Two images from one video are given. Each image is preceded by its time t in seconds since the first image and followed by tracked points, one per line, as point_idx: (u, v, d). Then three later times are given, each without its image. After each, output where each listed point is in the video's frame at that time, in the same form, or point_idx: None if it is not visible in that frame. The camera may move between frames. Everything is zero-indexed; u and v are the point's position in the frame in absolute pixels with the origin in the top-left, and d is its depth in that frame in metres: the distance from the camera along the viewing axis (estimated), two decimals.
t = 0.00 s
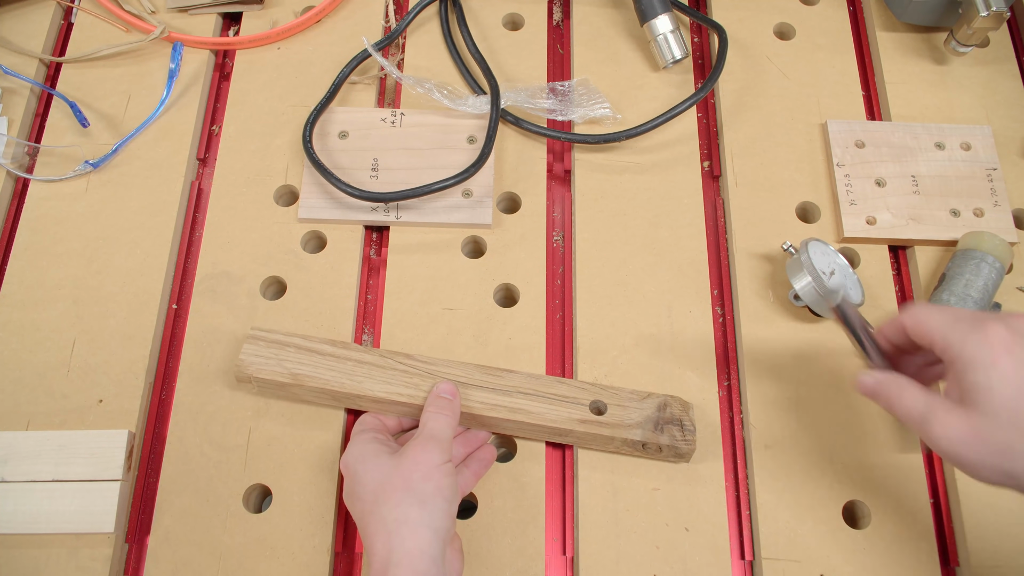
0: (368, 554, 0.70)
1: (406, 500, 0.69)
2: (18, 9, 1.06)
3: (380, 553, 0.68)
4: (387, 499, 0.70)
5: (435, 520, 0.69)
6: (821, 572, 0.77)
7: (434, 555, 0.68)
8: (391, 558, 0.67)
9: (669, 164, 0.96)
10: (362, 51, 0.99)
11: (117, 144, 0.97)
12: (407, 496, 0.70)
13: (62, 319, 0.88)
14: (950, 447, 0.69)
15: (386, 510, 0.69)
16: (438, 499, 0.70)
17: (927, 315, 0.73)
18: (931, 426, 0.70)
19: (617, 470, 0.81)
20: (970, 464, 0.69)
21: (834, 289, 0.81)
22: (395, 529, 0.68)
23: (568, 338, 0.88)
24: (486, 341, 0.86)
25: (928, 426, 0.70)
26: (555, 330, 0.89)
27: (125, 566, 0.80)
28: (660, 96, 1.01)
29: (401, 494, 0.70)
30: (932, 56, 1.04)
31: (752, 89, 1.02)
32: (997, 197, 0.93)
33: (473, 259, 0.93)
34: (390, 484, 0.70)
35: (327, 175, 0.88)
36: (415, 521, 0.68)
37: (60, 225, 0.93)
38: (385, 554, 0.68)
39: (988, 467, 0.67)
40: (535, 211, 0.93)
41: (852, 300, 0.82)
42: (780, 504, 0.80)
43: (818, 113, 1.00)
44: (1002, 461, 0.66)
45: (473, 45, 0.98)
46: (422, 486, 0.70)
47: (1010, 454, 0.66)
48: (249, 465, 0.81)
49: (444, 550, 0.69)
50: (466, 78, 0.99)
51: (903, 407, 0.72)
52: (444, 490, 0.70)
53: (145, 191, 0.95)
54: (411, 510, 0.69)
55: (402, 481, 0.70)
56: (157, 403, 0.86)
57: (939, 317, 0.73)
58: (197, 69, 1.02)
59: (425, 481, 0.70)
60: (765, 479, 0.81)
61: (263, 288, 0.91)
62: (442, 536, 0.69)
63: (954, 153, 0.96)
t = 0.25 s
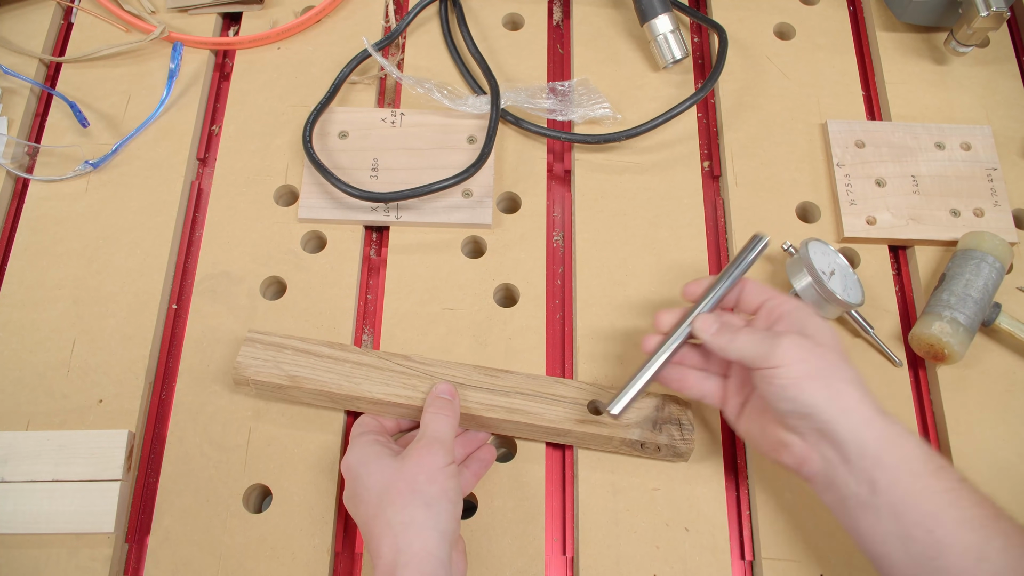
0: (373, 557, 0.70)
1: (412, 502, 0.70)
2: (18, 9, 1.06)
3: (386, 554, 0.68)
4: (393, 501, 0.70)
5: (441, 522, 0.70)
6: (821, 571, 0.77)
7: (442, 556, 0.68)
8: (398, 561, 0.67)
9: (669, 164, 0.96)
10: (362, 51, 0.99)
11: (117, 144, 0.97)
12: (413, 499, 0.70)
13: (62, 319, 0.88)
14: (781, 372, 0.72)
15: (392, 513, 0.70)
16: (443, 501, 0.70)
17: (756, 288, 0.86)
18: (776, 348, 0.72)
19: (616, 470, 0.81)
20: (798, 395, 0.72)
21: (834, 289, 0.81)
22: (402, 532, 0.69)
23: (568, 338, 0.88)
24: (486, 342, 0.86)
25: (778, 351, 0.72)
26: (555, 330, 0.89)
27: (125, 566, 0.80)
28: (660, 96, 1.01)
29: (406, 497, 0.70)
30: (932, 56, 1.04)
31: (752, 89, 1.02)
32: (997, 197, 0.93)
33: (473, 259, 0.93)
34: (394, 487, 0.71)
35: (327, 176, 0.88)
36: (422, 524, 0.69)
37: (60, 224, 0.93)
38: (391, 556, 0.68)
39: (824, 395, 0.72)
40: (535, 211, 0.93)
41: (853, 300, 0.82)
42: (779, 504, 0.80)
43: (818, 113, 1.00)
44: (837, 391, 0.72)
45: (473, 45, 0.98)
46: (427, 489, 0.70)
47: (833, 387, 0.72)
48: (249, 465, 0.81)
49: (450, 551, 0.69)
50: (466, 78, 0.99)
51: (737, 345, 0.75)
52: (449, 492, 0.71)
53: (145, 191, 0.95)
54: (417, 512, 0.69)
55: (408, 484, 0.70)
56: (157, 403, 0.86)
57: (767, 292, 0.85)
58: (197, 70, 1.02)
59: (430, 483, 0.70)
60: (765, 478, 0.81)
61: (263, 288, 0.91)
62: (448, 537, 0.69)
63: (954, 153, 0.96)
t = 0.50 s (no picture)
0: (364, 557, 0.70)
1: (402, 503, 0.70)
2: (18, 9, 1.06)
3: (375, 554, 0.68)
4: (382, 502, 0.70)
5: (431, 523, 0.70)
6: (820, 572, 0.77)
7: (431, 556, 0.68)
8: (388, 562, 0.68)
9: (669, 164, 0.96)
10: (362, 51, 0.99)
11: (117, 144, 0.97)
12: (403, 499, 0.70)
13: (62, 318, 0.88)
14: (745, 378, 0.71)
15: (382, 513, 0.70)
16: (433, 501, 0.70)
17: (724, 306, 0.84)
18: (741, 353, 0.72)
19: (615, 470, 0.81)
20: (761, 399, 0.71)
21: (834, 289, 0.81)
22: (392, 533, 0.69)
23: (568, 339, 0.88)
24: (486, 341, 0.86)
25: (742, 356, 0.72)
26: (555, 330, 0.89)
27: (125, 566, 0.80)
28: (660, 97, 1.01)
29: (397, 497, 0.70)
30: (932, 56, 1.04)
31: (752, 89, 1.02)
32: (997, 197, 0.93)
33: (473, 259, 0.93)
34: (383, 488, 0.70)
35: (327, 176, 0.88)
36: (410, 525, 0.69)
37: (60, 225, 0.93)
38: (380, 557, 0.68)
39: (787, 400, 0.71)
40: (535, 211, 0.93)
41: (852, 300, 0.82)
42: (779, 504, 0.80)
43: (818, 113, 1.00)
44: (798, 395, 0.71)
45: (473, 45, 0.98)
46: (418, 489, 0.70)
47: (796, 391, 0.71)
48: (249, 465, 0.81)
49: (440, 551, 0.69)
50: (466, 78, 0.99)
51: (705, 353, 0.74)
52: (439, 491, 0.71)
53: (145, 191, 0.95)
54: (406, 513, 0.69)
55: (397, 485, 0.70)
56: (157, 403, 0.86)
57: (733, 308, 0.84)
58: (197, 70, 1.02)
59: (420, 484, 0.70)
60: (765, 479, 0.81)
61: (263, 288, 0.91)
62: (438, 537, 0.70)
63: (954, 153, 0.96)
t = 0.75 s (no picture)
0: (359, 561, 0.71)
1: (391, 509, 0.70)
2: (18, 9, 1.06)
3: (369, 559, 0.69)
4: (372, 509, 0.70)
5: (422, 527, 0.70)
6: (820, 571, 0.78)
7: (422, 560, 0.69)
8: (381, 567, 0.68)
9: (669, 164, 0.96)
10: (362, 51, 0.99)
11: (117, 144, 0.97)
12: (392, 505, 0.70)
13: (63, 318, 0.88)
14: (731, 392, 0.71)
15: (372, 519, 0.70)
16: (423, 506, 0.70)
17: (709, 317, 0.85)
18: (727, 365, 0.72)
19: (615, 470, 0.81)
20: (747, 412, 0.71)
21: (834, 289, 0.81)
22: (383, 538, 0.69)
23: (568, 338, 0.88)
24: (486, 342, 0.86)
25: (728, 368, 0.72)
26: (555, 330, 0.89)
27: (125, 566, 0.80)
28: (660, 97, 1.01)
29: (386, 503, 0.70)
30: (932, 56, 1.04)
31: (752, 89, 1.02)
32: (997, 198, 0.93)
33: (473, 259, 0.93)
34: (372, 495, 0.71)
35: (327, 176, 0.88)
36: (400, 531, 0.69)
37: (60, 225, 0.93)
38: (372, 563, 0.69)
39: (771, 414, 0.71)
40: (535, 211, 0.93)
41: (852, 300, 0.82)
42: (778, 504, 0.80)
43: (818, 113, 1.00)
44: (783, 409, 0.71)
45: (473, 45, 0.98)
46: (406, 495, 0.70)
47: (780, 405, 0.71)
48: (249, 465, 0.81)
49: (433, 555, 0.70)
50: (466, 79, 0.99)
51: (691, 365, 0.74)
52: (428, 496, 0.71)
53: (145, 191, 0.95)
54: (395, 519, 0.69)
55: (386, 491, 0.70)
56: (157, 403, 0.86)
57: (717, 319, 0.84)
58: (197, 70, 1.02)
59: (408, 489, 0.70)
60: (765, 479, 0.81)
61: (263, 288, 0.91)
62: (429, 542, 0.70)
63: (954, 154, 0.96)
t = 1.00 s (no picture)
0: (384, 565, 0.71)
1: (416, 513, 0.70)
2: (18, 9, 1.06)
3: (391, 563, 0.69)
4: (397, 512, 0.70)
5: (446, 533, 0.69)
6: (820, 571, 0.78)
7: (447, 567, 0.68)
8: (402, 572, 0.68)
9: (669, 164, 0.96)
10: (362, 51, 0.99)
11: (117, 144, 0.97)
12: (418, 509, 0.70)
13: (62, 318, 0.88)
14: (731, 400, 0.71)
15: (396, 522, 0.70)
16: (449, 512, 0.70)
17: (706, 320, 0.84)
18: (726, 373, 0.72)
19: (615, 470, 0.81)
20: (746, 420, 0.71)
21: (834, 289, 0.81)
22: (406, 542, 0.69)
23: (567, 338, 0.88)
24: (486, 341, 0.86)
25: (728, 376, 0.71)
26: (555, 330, 0.89)
27: (125, 566, 0.80)
28: (660, 97, 1.01)
29: (412, 506, 0.70)
30: (932, 57, 1.04)
31: (752, 89, 1.02)
32: (997, 197, 0.93)
33: (473, 259, 0.93)
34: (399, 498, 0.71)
35: (327, 175, 0.88)
36: (424, 536, 0.69)
37: (60, 224, 0.93)
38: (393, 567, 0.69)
39: (771, 422, 0.71)
40: (535, 211, 0.93)
41: (852, 300, 0.82)
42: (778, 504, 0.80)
43: (818, 113, 1.00)
44: (782, 418, 0.71)
45: (473, 45, 0.98)
46: (433, 499, 0.70)
47: (779, 414, 0.71)
48: (249, 465, 0.81)
49: (457, 560, 0.69)
50: (466, 78, 0.99)
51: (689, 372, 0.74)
52: (457, 502, 0.71)
53: (145, 191, 0.95)
54: (420, 523, 0.69)
55: (413, 495, 0.70)
56: (157, 403, 0.86)
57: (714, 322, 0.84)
58: (197, 70, 1.02)
59: (435, 493, 0.70)
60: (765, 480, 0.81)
61: (263, 288, 0.91)
62: (454, 548, 0.69)
63: (954, 153, 0.96)
